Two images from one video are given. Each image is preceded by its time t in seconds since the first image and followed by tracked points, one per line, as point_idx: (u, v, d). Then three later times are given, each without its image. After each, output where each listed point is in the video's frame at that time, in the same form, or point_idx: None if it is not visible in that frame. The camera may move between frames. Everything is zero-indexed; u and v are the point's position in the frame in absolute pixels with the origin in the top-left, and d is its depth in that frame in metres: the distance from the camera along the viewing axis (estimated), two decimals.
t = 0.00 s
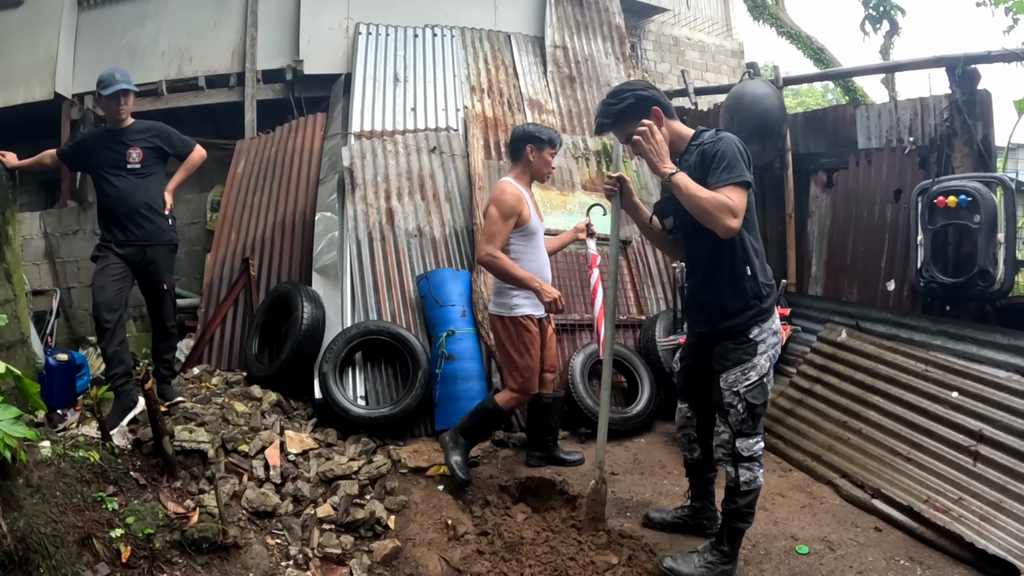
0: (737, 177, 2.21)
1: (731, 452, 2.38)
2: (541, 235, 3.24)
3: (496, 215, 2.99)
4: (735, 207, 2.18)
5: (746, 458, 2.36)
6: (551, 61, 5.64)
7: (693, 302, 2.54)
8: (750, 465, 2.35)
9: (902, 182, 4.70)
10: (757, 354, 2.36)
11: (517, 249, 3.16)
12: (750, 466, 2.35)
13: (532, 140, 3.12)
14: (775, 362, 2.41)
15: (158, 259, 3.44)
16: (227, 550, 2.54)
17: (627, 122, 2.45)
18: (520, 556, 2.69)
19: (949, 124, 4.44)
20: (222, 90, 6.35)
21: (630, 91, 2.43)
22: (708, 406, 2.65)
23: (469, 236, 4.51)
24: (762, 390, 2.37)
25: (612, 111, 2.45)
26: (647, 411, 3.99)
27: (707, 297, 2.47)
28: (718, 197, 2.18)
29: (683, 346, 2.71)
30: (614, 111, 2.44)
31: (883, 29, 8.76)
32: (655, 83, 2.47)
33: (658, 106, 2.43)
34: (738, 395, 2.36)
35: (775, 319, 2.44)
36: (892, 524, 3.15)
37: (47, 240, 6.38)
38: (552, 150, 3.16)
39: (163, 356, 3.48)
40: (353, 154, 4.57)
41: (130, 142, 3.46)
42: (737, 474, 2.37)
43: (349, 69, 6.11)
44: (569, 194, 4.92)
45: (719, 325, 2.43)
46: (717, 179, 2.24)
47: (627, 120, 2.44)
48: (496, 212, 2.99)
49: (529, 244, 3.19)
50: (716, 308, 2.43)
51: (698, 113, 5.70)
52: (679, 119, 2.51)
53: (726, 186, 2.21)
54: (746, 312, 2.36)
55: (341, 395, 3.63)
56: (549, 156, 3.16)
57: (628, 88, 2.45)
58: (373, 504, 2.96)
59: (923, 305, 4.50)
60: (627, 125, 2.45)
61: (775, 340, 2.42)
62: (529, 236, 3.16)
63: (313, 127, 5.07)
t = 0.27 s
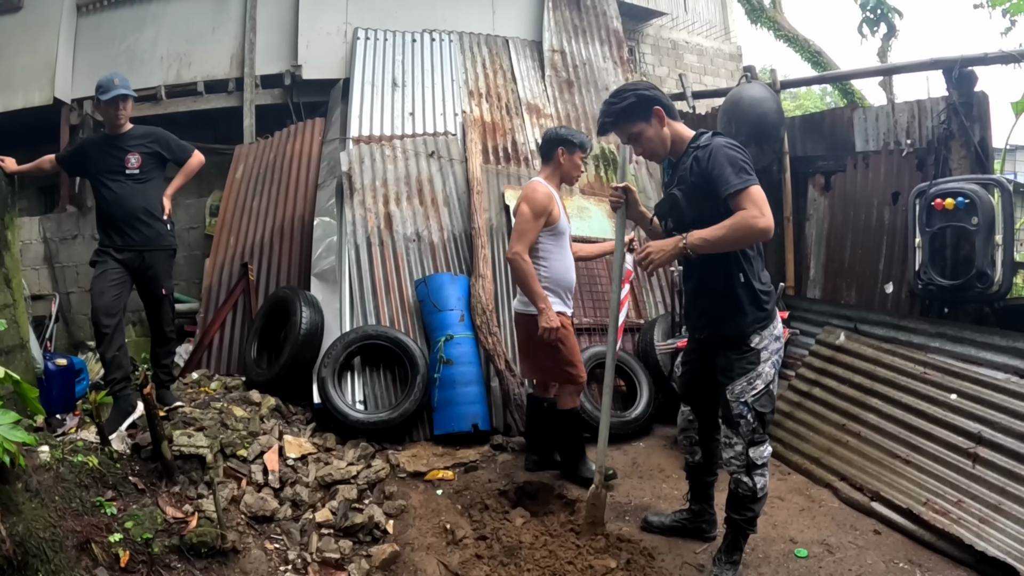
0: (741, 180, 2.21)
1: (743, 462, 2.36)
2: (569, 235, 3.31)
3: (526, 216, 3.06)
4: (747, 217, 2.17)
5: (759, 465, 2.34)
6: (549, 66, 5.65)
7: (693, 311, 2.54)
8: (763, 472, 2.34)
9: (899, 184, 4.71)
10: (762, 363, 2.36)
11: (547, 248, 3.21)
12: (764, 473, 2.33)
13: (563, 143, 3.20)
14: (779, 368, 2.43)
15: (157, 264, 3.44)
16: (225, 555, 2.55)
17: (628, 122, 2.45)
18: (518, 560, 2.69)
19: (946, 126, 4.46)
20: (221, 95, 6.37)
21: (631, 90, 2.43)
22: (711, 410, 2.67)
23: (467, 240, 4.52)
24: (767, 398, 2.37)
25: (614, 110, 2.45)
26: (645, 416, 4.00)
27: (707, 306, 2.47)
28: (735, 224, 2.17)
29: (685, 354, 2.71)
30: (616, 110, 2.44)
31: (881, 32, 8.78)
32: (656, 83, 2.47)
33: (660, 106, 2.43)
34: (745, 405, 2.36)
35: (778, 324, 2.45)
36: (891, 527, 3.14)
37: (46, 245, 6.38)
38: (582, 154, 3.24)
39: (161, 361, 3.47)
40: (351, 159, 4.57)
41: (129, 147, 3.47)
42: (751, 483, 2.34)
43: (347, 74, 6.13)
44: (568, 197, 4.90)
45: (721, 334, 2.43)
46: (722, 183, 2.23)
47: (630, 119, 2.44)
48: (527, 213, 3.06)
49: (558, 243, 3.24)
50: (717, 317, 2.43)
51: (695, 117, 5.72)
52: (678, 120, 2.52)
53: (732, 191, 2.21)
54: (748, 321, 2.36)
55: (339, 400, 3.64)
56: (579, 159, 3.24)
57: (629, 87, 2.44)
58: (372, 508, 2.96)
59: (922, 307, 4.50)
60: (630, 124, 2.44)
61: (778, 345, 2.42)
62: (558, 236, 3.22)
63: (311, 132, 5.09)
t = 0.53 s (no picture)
0: (749, 189, 2.17)
1: (738, 472, 2.35)
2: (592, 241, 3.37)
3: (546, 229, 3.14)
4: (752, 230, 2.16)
5: (755, 474, 2.33)
6: (547, 70, 5.66)
7: (692, 317, 2.55)
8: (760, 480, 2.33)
9: (897, 188, 4.72)
10: (757, 372, 2.35)
11: (568, 257, 3.29)
12: (761, 482, 2.32)
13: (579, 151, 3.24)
14: (775, 377, 2.40)
15: (156, 269, 3.45)
16: (224, 559, 2.55)
17: (639, 115, 2.40)
18: (516, 564, 2.69)
19: (944, 128, 4.46)
20: (220, 99, 6.37)
21: (645, 83, 2.37)
22: (706, 417, 2.64)
23: (465, 245, 4.53)
24: (762, 408, 2.35)
25: (626, 103, 2.40)
26: (644, 419, 4.00)
27: (704, 313, 2.48)
28: (744, 244, 2.17)
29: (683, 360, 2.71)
30: (628, 103, 2.39)
31: (878, 35, 8.81)
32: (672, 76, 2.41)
33: (674, 101, 2.38)
34: (739, 415, 2.34)
35: (774, 333, 2.41)
36: (890, 530, 3.15)
37: (45, 249, 6.39)
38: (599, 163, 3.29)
39: (160, 365, 3.48)
40: (350, 164, 4.59)
41: (128, 152, 3.48)
42: (749, 492, 2.33)
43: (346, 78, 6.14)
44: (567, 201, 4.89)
45: (715, 341, 2.43)
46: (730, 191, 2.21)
47: (642, 113, 2.39)
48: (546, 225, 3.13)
49: (579, 250, 3.32)
50: (712, 324, 2.44)
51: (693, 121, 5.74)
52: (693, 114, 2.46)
53: (739, 199, 2.18)
54: (741, 329, 2.36)
55: (338, 404, 3.64)
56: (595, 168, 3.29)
57: (644, 78, 2.39)
58: (370, 512, 2.97)
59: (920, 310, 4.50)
60: (641, 118, 2.40)
61: (773, 355, 2.39)
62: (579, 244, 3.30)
63: (310, 137, 5.10)
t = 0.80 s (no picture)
0: (751, 196, 2.16)
1: (737, 478, 2.37)
2: (603, 243, 3.38)
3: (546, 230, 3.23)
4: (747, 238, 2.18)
5: (757, 480, 2.35)
6: (546, 72, 5.68)
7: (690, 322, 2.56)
8: (762, 486, 2.34)
9: (894, 190, 4.72)
10: (752, 382, 2.35)
11: (572, 257, 3.35)
12: (763, 487, 2.33)
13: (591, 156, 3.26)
14: (771, 386, 2.39)
15: (156, 272, 3.46)
16: (223, 560, 2.57)
17: (652, 111, 2.38)
18: (514, 566, 2.71)
19: (941, 131, 4.44)
20: (219, 102, 6.39)
21: (658, 77, 2.35)
22: (704, 423, 2.66)
23: (464, 248, 4.55)
24: (760, 416, 2.36)
25: (638, 97, 2.38)
26: (642, 422, 4.02)
27: (701, 320, 2.49)
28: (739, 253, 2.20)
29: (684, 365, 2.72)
30: (640, 98, 2.37)
31: (877, 37, 8.82)
32: (688, 71, 2.37)
33: (687, 97, 2.35)
34: (735, 425, 2.36)
35: (771, 343, 2.40)
36: (887, 532, 3.16)
37: (46, 252, 6.41)
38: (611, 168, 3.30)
39: (160, 368, 3.49)
40: (349, 167, 4.61)
41: (128, 156, 3.49)
42: (750, 497, 2.35)
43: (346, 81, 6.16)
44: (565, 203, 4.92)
45: (710, 348, 2.44)
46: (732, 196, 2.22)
47: (654, 110, 2.37)
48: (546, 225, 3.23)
49: (587, 253, 3.35)
50: (707, 331, 2.45)
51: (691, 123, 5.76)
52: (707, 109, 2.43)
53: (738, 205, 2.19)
54: (734, 339, 2.36)
55: (337, 406, 3.66)
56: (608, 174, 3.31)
57: (657, 72, 2.36)
58: (369, 514, 2.99)
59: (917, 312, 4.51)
60: (653, 115, 2.38)
61: (770, 364, 2.38)
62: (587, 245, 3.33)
63: (310, 140, 5.12)
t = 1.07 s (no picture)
0: (757, 208, 2.15)
1: (738, 484, 2.38)
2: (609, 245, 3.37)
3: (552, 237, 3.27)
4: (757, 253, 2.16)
5: (759, 487, 2.35)
6: (546, 75, 5.69)
7: (694, 328, 2.55)
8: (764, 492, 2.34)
9: (893, 192, 4.73)
10: (755, 391, 2.34)
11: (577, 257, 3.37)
12: (765, 494, 2.33)
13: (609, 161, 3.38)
14: (775, 394, 2.37)
15: (157, 274, 3.47)
16: (224, 562, 2.58)
17: (648, 116, 2.39)
18: (514, 568, 2.72)
19: (940, 133, 4.44)
20: (220, 104, 6.41)
21: (652, 82, 2.36)
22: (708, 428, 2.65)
23: (464, 250, 4.56)
24: (762, 425, 2.34)
25: (633, 104, 2.39)
26: (642, 423, 4.03)
27: (705, 327, 2.48)
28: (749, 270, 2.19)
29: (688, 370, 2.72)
30: (635, 104, 2.37)
31: (877, 38, 8.83)
32: (684, 75, 2.38)
33: (683, 101, 2.36)
34: (737, 433, 2.37)
35: (775, 351, 2.38)
36: (886, 533, 3.17)
37: (46, 253, 6.42)
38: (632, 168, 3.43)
39: (161, 370, 3.50)
40: (349, 169, 4.62)
41: (129, 159, 3.50)
42: (750, 503, 2.36)
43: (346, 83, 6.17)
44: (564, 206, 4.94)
45: (714, 356, 2.44)
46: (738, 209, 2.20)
47: (651, 115, 2.38)
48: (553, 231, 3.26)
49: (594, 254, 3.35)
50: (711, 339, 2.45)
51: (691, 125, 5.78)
52: (705, 113, 2.43)
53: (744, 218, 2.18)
54: (740, 350, 2.36)
55: (338, 408, 3.67)
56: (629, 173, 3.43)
57: (652, 76, 2.37)
58: (370, 516, 3.00)
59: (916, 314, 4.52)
60: (650, 120, 2.39)
61: (773, 371, 2.37)
62: (593, 246, 3.34)
63: (310, 142, 5.14)
